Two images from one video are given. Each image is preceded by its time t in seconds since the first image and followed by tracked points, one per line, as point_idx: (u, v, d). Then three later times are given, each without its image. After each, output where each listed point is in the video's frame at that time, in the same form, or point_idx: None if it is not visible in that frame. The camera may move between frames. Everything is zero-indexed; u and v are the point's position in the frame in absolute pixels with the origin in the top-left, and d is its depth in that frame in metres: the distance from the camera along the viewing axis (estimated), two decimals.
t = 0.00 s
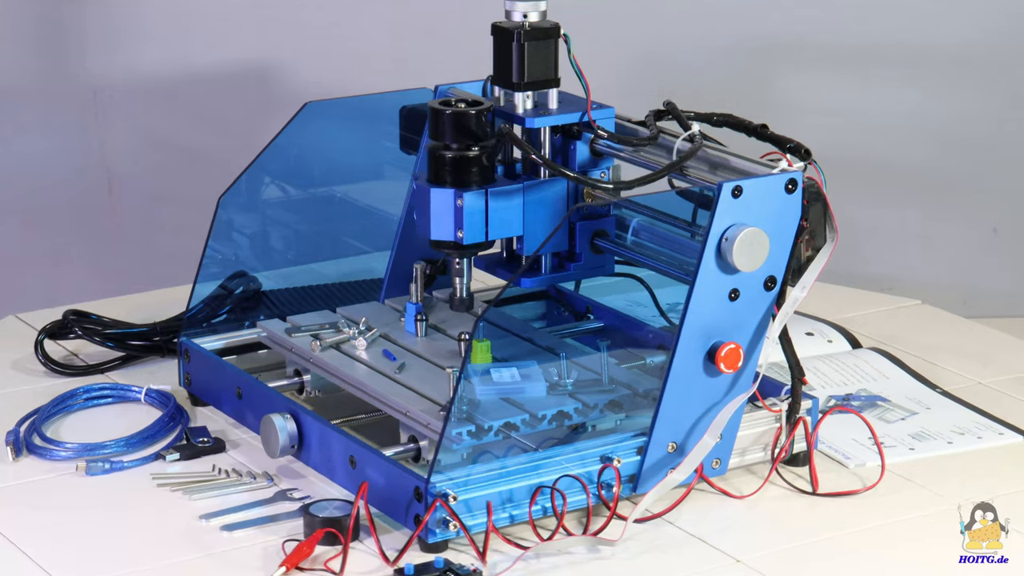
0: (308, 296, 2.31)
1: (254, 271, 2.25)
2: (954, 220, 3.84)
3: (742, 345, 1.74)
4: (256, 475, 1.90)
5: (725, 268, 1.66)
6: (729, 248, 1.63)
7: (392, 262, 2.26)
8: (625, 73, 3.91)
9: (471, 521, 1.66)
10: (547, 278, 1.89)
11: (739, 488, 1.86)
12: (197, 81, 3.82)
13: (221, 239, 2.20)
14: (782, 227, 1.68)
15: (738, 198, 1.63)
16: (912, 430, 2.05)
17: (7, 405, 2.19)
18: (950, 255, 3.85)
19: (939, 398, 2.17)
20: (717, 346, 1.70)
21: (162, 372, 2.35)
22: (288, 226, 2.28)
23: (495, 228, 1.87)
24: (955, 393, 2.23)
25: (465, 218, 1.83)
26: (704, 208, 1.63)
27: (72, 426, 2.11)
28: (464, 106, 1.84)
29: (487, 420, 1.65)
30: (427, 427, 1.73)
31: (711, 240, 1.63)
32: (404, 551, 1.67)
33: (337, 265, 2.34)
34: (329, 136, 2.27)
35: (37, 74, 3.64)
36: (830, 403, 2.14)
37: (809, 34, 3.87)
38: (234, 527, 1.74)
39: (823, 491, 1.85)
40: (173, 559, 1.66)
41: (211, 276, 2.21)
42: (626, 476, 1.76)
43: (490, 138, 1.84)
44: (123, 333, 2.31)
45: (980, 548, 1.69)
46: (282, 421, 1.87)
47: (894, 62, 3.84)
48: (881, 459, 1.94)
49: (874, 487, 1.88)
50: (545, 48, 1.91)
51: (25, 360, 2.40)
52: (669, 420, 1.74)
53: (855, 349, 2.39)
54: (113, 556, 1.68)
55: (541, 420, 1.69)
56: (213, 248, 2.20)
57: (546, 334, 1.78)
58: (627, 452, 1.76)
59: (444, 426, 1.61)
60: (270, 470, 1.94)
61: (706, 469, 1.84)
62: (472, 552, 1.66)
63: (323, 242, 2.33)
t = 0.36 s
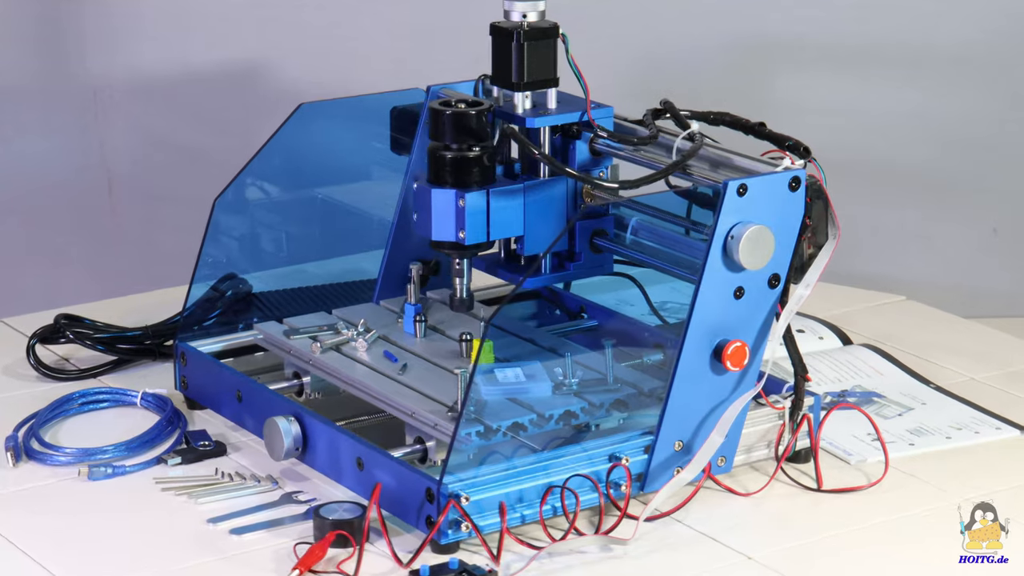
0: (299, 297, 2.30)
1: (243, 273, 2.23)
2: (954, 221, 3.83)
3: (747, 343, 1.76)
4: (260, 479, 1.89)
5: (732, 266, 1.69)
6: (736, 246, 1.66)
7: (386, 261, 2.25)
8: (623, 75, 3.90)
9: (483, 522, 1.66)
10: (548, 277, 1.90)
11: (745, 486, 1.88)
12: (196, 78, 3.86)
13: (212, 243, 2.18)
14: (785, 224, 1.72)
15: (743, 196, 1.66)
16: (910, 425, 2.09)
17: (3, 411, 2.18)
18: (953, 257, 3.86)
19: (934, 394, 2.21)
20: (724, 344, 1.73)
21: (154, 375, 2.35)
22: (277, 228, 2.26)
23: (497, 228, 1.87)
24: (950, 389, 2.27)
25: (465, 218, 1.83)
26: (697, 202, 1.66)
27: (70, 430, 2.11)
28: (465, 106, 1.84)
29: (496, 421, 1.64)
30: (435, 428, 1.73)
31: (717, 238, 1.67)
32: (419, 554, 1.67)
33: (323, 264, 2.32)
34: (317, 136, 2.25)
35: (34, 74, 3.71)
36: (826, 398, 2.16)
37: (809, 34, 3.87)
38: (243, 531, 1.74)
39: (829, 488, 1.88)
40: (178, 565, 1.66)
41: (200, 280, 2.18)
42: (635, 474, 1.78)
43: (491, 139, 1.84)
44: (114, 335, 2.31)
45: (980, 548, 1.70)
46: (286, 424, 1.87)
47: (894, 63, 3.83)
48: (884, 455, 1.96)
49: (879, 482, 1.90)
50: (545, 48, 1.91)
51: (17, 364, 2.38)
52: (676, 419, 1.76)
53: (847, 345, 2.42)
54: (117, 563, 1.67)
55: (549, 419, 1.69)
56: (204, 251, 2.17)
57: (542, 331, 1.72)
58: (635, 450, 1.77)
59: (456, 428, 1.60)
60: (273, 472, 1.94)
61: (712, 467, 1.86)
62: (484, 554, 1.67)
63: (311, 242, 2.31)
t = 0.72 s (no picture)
0: (292, 297, 2.28)
1: (232, 276, 2.21)
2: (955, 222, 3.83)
3: (753, 339, 1.79)
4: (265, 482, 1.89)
5: (738, 263, 1.72)
6: (742, 244, 1.68)
7: (378, 263, 2.24)
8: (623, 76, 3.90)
9: (495, 521, 1.66)
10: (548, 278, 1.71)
11: (751, 483, 1.91)
12: (196, 79, 3.87)
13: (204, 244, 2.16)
14: (789, 221, 1.74)
15: (748, 194, 1.68)
16: (908, 421, 2.13)
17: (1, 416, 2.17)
18: (955, 258, 3.85)
19: (928, 390, 2.27)
20: (731, 342, 1.75)
21: (147, 378, 2.34)
22: (268, 230, 2.24)
23: (498, 228, 1.87)
24: (943, 383, 2.34)
25: (466, 217, 1.83)
26: (689, 197, 1.69)
27: (69, 435, 2.10)
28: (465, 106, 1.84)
29: (505, 421, 1.64)
30: (443, 428, 1.73)
31: (723, 236, 1.69)
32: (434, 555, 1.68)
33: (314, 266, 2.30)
34: (305, 138, 2.23)
35: (34, 75, 3.70)
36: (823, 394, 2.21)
37: (809, 34, 3.87)
38: (251, 533, 1.74)
39: (834, 483, 1.91)
40: (182, 570, 1.66)
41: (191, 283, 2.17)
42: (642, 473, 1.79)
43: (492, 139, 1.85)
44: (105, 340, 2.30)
45: (980, 548, 1.72)
46: (291, 426, 1.87)
47: (894, 63, 3.83)
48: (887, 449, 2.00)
49: (882, 478, 1.94)
50: (545, 47, 1.91)
51: (9, 369, 2.37)
52: (682, 417, 1.78)
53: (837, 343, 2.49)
54: (120, 567, 1.67)
55: (557, 419, 1.69)
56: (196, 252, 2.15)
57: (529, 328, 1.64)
58: (643, 449, 1.79)
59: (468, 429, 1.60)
60: (277, 475, 1.94)
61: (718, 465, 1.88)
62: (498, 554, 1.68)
63: (299, 243, 2.28)
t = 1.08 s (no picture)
0: (285, 299, 2.28)
1: (223, 278, 2.19)
2: (953, 222, 3.83)
3: (758, 337, 1.80)
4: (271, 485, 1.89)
5: (743, 260, 1.73)
6: (748, 242, 1.70)
7: (372, 263, 2.24)
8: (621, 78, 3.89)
9: (507, 521, 1.67)
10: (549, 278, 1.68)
11: (757, 480, 1.93)
12: (196, 78, 3.88)
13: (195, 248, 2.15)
14: (792, 219, 1.76)
15: (752, 192, 1.70)
16: (905, 416, 2.16)
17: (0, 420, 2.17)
18: (955, 258, 3.85)
19: (921, 385, 2.30)
20: (737, 340, 1.76)
21: (141, 383, 2.33)
22: (259, 234, 2.22)
23: (498, 228, 1.87)
24: (934, 378, 2.36)
25: (468, 217, 1.82)
26: (685, 195, 1.69)
27: (69, 440, 2.09)
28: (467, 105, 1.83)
29: (514, 420, 1.64)
30: (450, 429, 1.73)
31: (728, 233, 1.71)
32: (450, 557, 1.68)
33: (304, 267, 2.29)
34: (295, 142, 2.22)
35: (33, 75, 3.74)
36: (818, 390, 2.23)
37: (809, 34, 3.87)
38: (262, 537, 1.74)
39: (838, 480, 1.93)
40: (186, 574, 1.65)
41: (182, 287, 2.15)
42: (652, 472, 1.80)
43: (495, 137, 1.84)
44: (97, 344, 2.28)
45: (980, 549, 1.72)
46: (297, 428, 1.86)
47: (893, 64, 3.83)
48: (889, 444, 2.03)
49: (886, 473, 1.96)
50: (545, 47, 1.90)
51: (3, 374, 2.37)
52: (689, 415, 1.79)
53: (827, 339, 2.51)
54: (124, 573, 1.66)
55: (564, 418, 1.69)
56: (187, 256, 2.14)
57: (527, 328, 1.60)
58: (650, 447, 1.79)
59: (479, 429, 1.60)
60: (282, 478, 1.93)
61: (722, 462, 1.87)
62: (512, 554, 1.69)
63: (289, 245, 2.28)
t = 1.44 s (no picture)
0: (275, 302, 2.28)
1: (212, 281, 2.18)
2: (952, 222, 3.83)
3: (763, 334, 1.80)
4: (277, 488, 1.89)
5: (749, 259, 1.73)
6: (755, 241, 1.70)
7: (365, 264, 2.25)
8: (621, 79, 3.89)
9: (520, 521, 1.67)
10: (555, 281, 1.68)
11: (762, 478, 1.93)
12: (196, 78, 3.88)
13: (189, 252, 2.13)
14: (796, 216, 1.76)
15: (757, 190, 1.70)
16: (902, 412, 2.17)
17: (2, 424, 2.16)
18: (954, 258, 3.85)
19: (914, 381, 2.32)
20: (743, 337, 1.76)
21: (136, 387, 2.33)
22: (250, 237, 2.21)
23: (500, 228, 1.87)
24: (927, 374, 2.38)
25: (470, 216, 1.82)
26: (682, 193, 1.69)
27: (68, 445, 2.08)
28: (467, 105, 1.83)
29: (523, 421, 1.64)
30: (459, 429, 1.73)
31: (734, 232, 1.70)
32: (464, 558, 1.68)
33: (292, 268, 2.28)
34: (285, 143, 2.20)
35: (33, 75, 3.74)
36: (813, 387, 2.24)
37: (809, 34, 3.86)
38: (273, 540, 1.74)
39: (842, 476, 1.94)
40: None
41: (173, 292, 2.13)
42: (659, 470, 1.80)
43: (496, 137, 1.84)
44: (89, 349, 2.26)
45: (980, 549, 1.72)
46: (302, 432, 1.86)
47: (892, 64, 3.83)
48: (893, 439, 2.04)
49: (889, 469, 1.97)
50: (544, 47, 1.90)
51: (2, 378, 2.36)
52: (696, 414, 1.79)
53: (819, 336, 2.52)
54: None
55: (572, 418, 1.69)
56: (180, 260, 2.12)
57: (532, 330, 1.61)
58: (657, 445, 1.80)
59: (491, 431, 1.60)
60: (288, 481, 1.93)
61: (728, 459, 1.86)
62: (526, 554, 1.69)
63: (275, 246, 2.26)
